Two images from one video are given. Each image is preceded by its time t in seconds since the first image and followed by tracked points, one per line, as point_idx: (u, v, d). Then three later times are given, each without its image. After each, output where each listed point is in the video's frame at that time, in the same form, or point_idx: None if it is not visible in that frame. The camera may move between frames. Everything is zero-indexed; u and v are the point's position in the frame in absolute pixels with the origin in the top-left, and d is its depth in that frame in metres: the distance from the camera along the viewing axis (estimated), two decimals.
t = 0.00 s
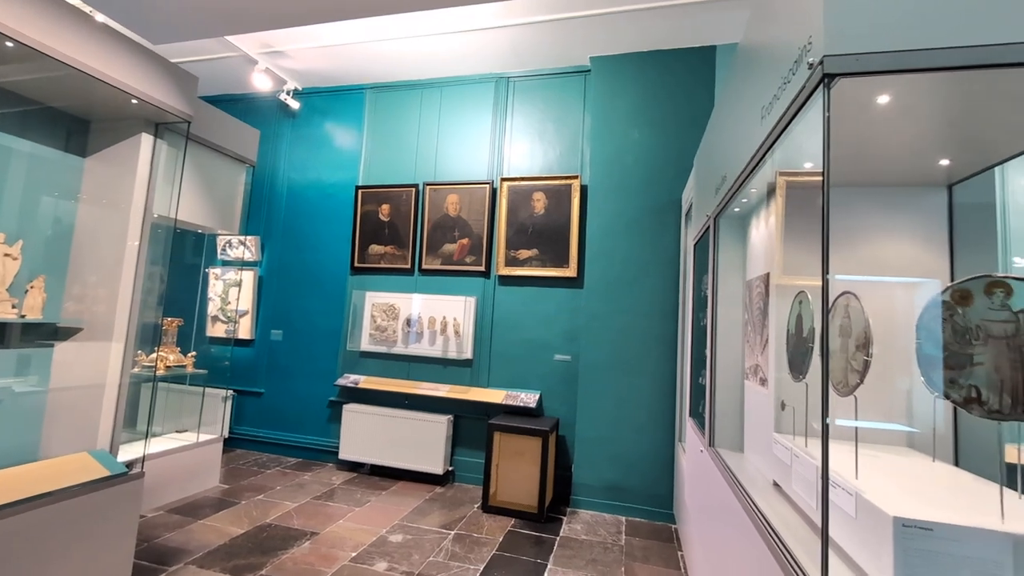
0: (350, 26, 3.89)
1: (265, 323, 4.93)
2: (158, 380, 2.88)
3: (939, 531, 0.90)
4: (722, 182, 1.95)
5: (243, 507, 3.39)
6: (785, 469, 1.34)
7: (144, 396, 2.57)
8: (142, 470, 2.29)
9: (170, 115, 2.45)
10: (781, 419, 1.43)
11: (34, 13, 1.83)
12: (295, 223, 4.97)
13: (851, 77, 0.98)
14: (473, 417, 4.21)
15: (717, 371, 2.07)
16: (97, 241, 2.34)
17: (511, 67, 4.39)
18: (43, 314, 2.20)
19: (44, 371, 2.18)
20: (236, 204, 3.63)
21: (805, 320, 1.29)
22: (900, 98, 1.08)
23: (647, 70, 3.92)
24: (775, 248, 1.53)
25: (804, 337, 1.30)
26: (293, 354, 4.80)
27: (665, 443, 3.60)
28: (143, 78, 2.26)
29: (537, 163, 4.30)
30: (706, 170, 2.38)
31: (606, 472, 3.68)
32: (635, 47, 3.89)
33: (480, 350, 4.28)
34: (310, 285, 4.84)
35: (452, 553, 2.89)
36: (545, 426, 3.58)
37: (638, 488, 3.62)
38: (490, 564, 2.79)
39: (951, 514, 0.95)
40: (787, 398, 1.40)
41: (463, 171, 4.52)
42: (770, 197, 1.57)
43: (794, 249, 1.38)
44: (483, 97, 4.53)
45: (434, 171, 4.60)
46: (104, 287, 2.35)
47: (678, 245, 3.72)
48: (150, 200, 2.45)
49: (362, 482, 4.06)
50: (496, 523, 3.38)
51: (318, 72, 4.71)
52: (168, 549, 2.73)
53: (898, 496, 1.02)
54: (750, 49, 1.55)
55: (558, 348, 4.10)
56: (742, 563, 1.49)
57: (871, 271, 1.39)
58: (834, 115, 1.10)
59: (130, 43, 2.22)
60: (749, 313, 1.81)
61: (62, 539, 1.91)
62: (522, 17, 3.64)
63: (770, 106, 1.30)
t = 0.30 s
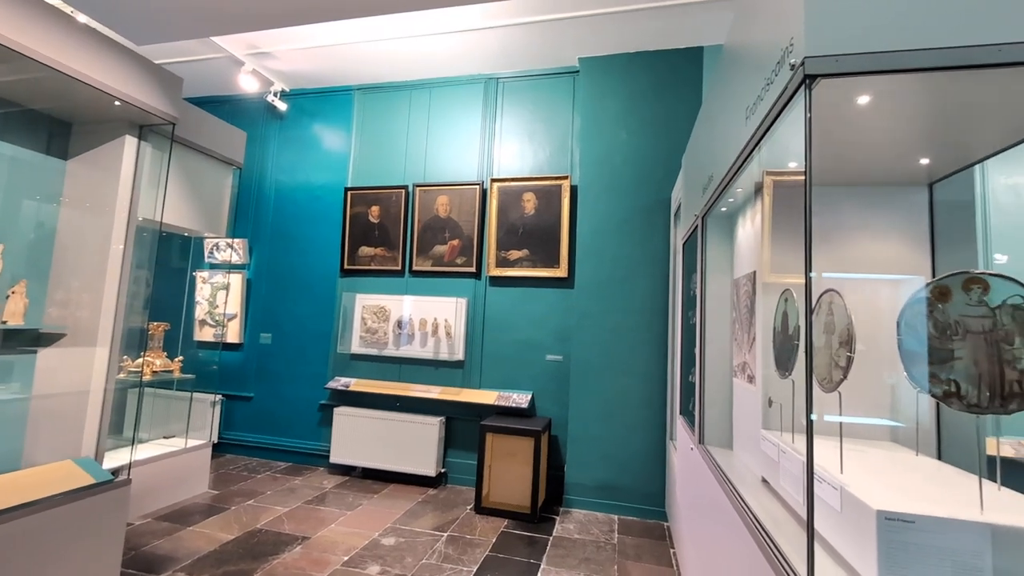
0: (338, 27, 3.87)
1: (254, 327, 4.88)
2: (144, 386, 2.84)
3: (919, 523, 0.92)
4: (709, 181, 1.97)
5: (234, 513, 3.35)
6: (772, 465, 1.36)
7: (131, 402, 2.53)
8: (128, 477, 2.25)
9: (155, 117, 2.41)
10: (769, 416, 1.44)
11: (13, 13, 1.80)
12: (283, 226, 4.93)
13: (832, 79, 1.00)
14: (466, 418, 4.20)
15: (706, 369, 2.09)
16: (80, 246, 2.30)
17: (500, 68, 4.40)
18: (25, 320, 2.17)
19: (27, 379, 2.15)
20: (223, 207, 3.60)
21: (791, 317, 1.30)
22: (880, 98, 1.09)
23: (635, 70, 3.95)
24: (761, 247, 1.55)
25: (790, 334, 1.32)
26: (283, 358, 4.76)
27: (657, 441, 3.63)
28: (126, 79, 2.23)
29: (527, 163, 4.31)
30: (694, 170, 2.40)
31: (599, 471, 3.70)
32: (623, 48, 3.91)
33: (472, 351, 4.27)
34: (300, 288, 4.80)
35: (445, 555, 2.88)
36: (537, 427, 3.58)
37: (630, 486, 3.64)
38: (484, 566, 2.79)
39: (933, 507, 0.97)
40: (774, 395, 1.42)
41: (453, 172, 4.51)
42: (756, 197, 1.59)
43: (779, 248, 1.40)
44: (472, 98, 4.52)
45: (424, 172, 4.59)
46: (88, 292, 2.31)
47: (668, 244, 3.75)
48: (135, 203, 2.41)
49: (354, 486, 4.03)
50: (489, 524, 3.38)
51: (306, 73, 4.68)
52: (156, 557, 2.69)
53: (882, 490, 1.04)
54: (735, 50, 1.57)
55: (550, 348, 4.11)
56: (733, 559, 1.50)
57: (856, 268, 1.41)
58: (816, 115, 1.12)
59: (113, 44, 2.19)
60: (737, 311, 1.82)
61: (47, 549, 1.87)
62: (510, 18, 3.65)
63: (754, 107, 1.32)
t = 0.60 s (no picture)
0: (326, 27, 3.84)
1: (242, 330, 4.83)
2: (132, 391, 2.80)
3: (904, 515, 0.94)
4: (697, 181, 1.99)
5: (224, 518, 3.32)
6: (761, 461, 1.37)
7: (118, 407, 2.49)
8: (115, 483, 2.21)
9: (139, 119, 2.38)
10: (757, 412, 1.46)
11: None
12: (272, 228, 4.88)
13: (814, 79, 1.01)
14: (458, 419, 4.19)
15: (696, 367, 2.11)
16: (64, 249, 2.27)
17: (490, 68, 4.40)
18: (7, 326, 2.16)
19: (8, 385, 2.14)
20: (211, 209, 3.56)
21: (778, 315, 1.32)
22: (861, 98, 1.11)
23: (625, 71, 3.97)
24: (748, 246, 1.56)
25: (776, 331, 1.33)
26: (273, 361, 4.72)
27: (648, 439, 3.65)
28: (108, 79, 2.19)
29: (518, 164, 4.32)
30: (682, 169, 2.42)
31: (592, 470, 3.71)
32: (613, 48, 3.93)
33: (464, 352, 4.27)
34: (289, 290, 4.76)
35: (438, 557, 2.88)
36: (530, 426, 3.58)
37: (623, 485, 3.65)
38: (477, 567, 2.78)
39: (916, 499, 0.99)
40: (762, 391, 1.43)
41: (444, 172, 4.50)
42: (742, 195, 1.61)
43: (765, 246, 1.41)
44: (462, 98, 4.52)
45: (414, 172, 4.58)
46: (73, 297, 2.27)
47: (657, 244, 3.77)
48: (120, 206, 2.37)
49: (346, 489, 4.01)
50: (482, 525, 3.38)
51: (294, 74, 4.65)
52: (144, 565, 2.65)
53: (868, 484, 1.05)
54: (721, 50, 1.58)
55: (542, 348, 4.11)
56: (723, 555, 1.52)
57: (841, 266, 1.43)
58: (799, 115, 1.13)
59: (97, 45, 2.16)
60: (725, 309, 1.84)
61: (32, 558, 1.84)
62: (499, 18, 3.64)
63: (739, 107, 1.33)
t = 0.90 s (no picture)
0: (315, 27, 3.82)
1: (232, 333, 4.78)
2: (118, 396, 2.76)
3: (889, 508, 0.95)
4: (686, 180, 2.00)
5: (215, 523, 3.28)
6: (750, 457, 1.38)
7: (106, 413, 2.46)
8: (102, 489, 2.18)
9: (124, 120, 2.35)
10: (746, 408, 1.47)
11: None
12: (261, 229, 4.84)
13: (799, 77, 1.02)
14: (451, 420, 4.18)
15: (687, 364, 2.13)
16: (48, 253, 2.24)
17: (480, 68, 4.39)
18: None
19: None
20: (199, 210, 3.52)
21: (766, 312, 1.33)
22: (845, 97, 1.13)
23: (615, 70, 3.98)
24: (736, 244, 1.58)
25: (765, 329, 1.34)
26: (264, 363, 4.68)
27: (641, 437, 3.66)
28: (88, 78, 2.15)
29: (509, 163, 4.32)
30: (672, 168, 2.43)
31: (585, 469, 3.72)
32: (603, 48, 3.94)
33: (457, 352, 4.26)
34: (280, 292, 4.72)
35: (432, 558, 2.87)
36: (523, 426, 3.59)
37: (616, 483, 3.67)
38: (471, 567, 2.78)
39: (902, 492, 1.00)
40: (752, 388, 1.44)
41: (435, 172, 4.49)
42: (730, 194, 1.62)
43: (753, 244, 1.42)
44: (453, 98, 4.51)
45: (405, 173, 4.56)
46: (58, 300, 2.25)
47: (648, 242, 3.79)
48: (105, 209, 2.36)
49: (338, 491, 3.99)
50: (476, 525, 3.38)
51: (283, 74, 4.61)
52: (133, 571, 2.62)
53: (854, 478, 1.06)
54: (708, 50, 1.59)
55: (534, 348, 4.12)
56: (715, 551, 1.53)
57: (828, 263, 1.44)
58: (784, 113, 1.15)
59: (80, 45, 2.13)
60: (715, 307, 1.85)
61: (16, 567, 1.81)
62: (489, 17, 3.63)
63: (726, 106, 1.34)
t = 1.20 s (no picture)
0: (303, 26, 3.79)
1: (223, 335, 4.74)
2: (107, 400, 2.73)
3: (877, 502, 0.96)
4: (677, 178, 2.01)
5: (207, 527, 3.25)
6: (741, 453, 1.39)
7: (94, 417, 2.43)
8: (90, 495, 2.15)
9: (109, 120, 2.32)
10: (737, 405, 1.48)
11: None
12: (252, 231, 4.80)
13: (785, 76, 1.03)
14: (445, 420, 4.18)
15: (679, 362, 2.14)
16: (33, 256, 2.19)
17: (472, 68, 4.39)
18: None
19: None
20: (188, 212, 3.48)
21: (755, 309, 1.34)
22: (831, 95, 1.14)
23: (606, 70, 3.99)
24: (727, 242, 1.59)
25: (754, 325, 1.35)
26: (255, 366, 4.65)
27: (634, 435, 3.68)
28: (73, 78, 2.12)
29: (500, 163, 4.32)
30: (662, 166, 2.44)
31: (580, 467, 3.73)
32: (594, 47, 3.95)
33: (450, 352, 4.25)
34: (271, 294, 4.69)
35: (427, 559, 2.86)
36: (517, 425, 3.59)
37: (610, 481, 3.68)
38: (466, 567, 2.78)
39: (889, 486, 1.01)
40: (742, 385, 1.45)
41: (426, 173, 4.48)
42: (720, 192, 1.63)
43: (742, 242, 1.43)
44: (444, 98, 4.50)
45: (397, 173, 4.55)
46: (43, 303, 2.21)
47: (640, 241, 3.80)
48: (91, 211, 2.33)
49: (332, 494, 3.96)
50: (471, 525, 3.38)
51: (272, 74, 4.57)
52: None
53: (842, 473, 1.07)
54: (696, 48, 1.60)
55: (528, 347, 4.12)
56: (706, 547, 1.54)
57: (817, 260, 1.45)
58: (771, 112, 1.15)
59: (65, 45, 2.10)
60: (706, 305, 1.86)
61: None
62: (480, 17, 3.62)
63: (714, 104, 1.35)
